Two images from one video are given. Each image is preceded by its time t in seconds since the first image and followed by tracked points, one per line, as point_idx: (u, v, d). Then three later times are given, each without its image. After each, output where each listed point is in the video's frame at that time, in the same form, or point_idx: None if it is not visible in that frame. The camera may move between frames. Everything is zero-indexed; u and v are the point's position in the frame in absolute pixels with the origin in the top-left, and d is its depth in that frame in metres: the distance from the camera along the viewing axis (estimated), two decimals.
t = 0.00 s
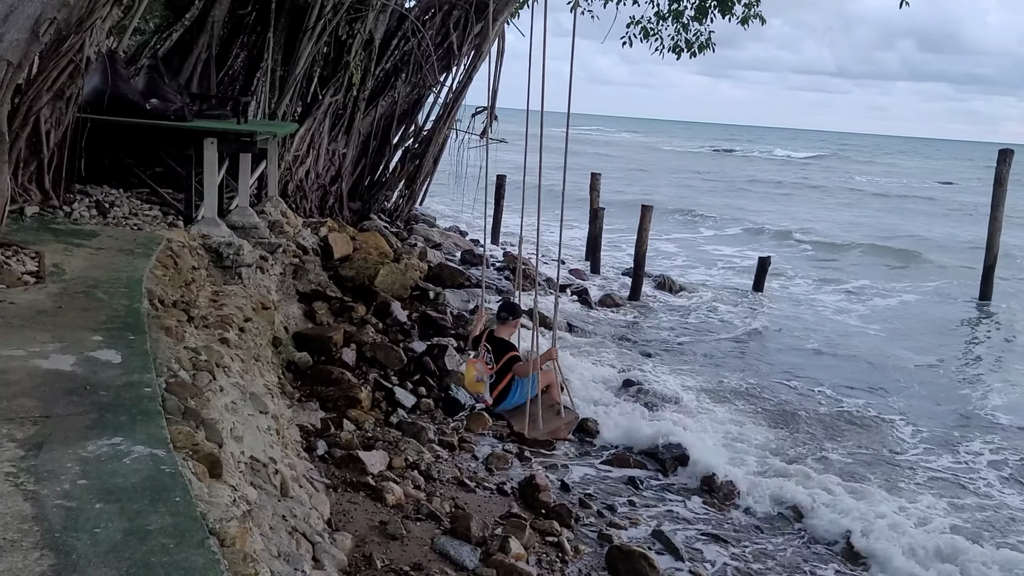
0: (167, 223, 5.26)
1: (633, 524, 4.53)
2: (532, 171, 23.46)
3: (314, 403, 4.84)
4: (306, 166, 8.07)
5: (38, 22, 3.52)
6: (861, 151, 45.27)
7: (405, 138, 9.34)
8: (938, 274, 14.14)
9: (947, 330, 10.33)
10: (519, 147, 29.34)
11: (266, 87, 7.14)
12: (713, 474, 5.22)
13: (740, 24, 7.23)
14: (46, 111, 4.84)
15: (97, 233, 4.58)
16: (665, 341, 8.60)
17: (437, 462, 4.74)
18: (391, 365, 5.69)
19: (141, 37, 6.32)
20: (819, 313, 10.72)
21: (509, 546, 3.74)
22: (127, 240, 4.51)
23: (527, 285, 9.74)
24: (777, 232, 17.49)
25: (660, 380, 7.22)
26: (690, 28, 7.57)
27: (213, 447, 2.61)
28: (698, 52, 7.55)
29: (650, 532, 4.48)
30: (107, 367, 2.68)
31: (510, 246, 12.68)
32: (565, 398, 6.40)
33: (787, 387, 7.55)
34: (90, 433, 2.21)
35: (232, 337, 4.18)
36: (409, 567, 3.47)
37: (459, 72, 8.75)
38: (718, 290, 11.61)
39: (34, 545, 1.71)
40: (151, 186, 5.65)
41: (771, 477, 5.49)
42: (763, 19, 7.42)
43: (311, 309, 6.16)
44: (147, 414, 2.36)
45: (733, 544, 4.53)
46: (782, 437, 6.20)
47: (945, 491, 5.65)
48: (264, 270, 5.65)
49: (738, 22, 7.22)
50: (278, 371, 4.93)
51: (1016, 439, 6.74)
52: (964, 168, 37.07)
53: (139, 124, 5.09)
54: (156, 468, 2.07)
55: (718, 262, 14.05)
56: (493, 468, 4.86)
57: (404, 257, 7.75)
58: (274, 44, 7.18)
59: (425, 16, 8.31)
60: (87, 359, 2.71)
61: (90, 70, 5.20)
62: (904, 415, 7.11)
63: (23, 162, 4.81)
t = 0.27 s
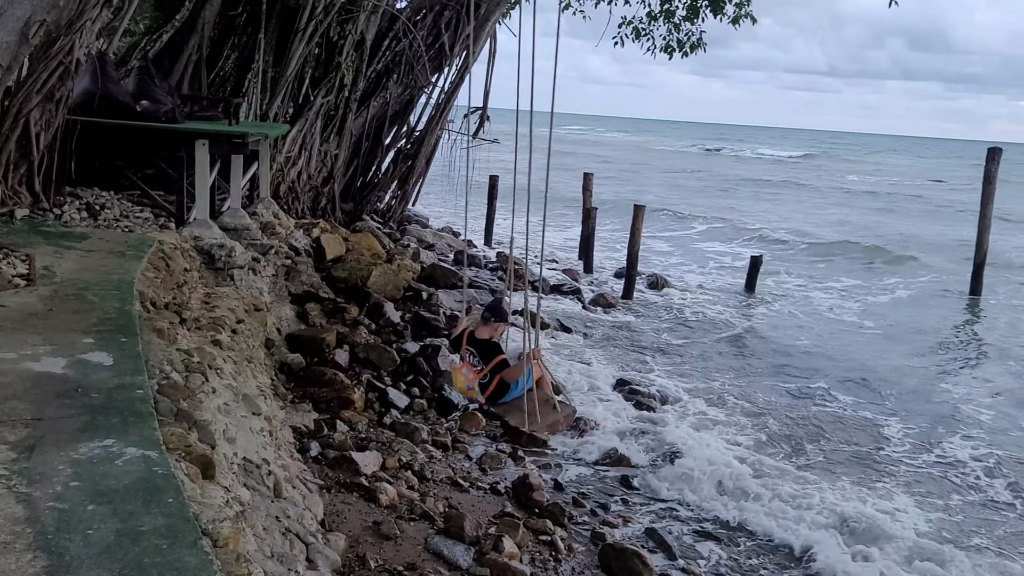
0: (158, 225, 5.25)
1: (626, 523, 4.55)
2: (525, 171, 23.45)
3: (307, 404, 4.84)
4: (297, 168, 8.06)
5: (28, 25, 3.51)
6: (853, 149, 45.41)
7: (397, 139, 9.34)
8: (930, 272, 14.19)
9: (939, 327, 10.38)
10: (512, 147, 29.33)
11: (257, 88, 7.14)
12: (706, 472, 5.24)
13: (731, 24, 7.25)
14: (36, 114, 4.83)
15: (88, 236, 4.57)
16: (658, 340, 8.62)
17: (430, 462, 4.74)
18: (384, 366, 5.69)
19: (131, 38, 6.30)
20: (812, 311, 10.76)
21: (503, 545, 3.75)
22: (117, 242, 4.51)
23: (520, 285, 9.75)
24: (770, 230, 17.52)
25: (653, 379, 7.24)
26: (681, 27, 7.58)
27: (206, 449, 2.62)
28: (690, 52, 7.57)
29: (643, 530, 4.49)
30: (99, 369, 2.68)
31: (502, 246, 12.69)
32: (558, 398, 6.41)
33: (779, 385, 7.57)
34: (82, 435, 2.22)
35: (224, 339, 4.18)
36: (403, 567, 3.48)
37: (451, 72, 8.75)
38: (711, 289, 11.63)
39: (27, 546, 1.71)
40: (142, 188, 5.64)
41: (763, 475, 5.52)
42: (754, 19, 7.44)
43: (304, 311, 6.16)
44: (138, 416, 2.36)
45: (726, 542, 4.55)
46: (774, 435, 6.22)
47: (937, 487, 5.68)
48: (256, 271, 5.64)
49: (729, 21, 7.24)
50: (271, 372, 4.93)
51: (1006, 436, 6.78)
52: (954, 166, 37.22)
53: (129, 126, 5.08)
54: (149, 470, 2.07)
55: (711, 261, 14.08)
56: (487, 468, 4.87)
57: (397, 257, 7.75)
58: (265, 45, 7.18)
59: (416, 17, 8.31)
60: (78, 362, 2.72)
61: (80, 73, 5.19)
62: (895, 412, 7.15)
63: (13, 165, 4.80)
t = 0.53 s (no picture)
0: (138, 228, 5.21)
1: (610, 522, 4.57)
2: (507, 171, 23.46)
3: (290, 407, 4.82)
4: (278, 169, 8.03)
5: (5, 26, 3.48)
6: (832, 148, 45.81)
7: (378, 140, 9.32)
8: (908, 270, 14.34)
9: (917, 324, 10.49)
10: (494, 147, 29.34)
11: (237, 89, 7.10)
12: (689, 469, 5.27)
13: (711, 25, 7.30)
14: (13, 116, 4.78)
15: (67, 239, 4.53)
16: (640, 339, 8.66)
17: (414, 464, 4.74)
18: (367, 367, 5.68)
19: (109, 40, 6.25)
20: (792, 309, 10.84)
21: (488, 545, 3.76)
22: (97, 245, 4.47)
23: (503, 286, 9.77)
24: (750, 229, 17.64)
25: (636, 378, 7.27)
26: (662, 28, 7.63)
27: (190, 452, 2.61)
28: (670, 52, 7.61)
29: (627, 529, 4.51)
30: (80, 373, 2.66)
31: (484, 247, 12.69)
32: (542, 398, 6.43)
33: (761, 383, 7.63)
34: (64, 439, 2.20)
35: (206, 342, 4.16)
36: (388, 568, 3.48)
37: (432, 73, 8.74)
38: (692, 288, 11.70)
39: (10, 550, 1.70)
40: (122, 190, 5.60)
41: (745, 471, 5.56)
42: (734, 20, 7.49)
43: (285, 313, 6.13)
44: (121, 419, 2.35)
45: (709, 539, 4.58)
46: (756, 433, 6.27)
47: (916, 483, 5.75)
48: (237, 274, 5.61)
49: (709, 22, 7.29)
50: (253, 375, 4.91)
51: (983, 431, 6.88)
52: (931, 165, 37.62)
53: (108, 128, 5.04)
54: (132, 473, 2.06)
55: (692, 261, 14.16)
56: (471, 469, 4.88)
57: (379, 259, 7.74)
58: (245, 46, 7.14)
59: (397, 18, 8.29)
60: (59, 366, 2.70)
61: (57, 74, 5.14)
62: (875, 409, 7.22)
63: None
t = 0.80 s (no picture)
0: (126, 231, 5.20)
1: (603, 520, 4.60)
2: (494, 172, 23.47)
3: (281, 409, 4.82)
4: (265, 172, 8.01)
5: None
6: (815, 146, 46.08)
7: (365, 141, 9.32)
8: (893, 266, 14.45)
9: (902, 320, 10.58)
10: (480, 147, 29.33)
11: (223, 91, 7.08)
12: (680, 466, 5.31)
13: (695, 25, 7.34)
14: None
15: (55, 243, 4.52)
16: (629, 338, 8.69)
17: (407, 464, 4.75)
18: (358, 369, 5.69)
19: (94, 43, 6.22)
20: (779, 306, 10.91)
21: (483, 544, 3.78)
22: (86, 249, 4.46)
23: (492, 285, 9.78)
24: (737, 227, 17.73)
25: (626, 377, 7.30)
26: (646, 28, 7.67)
27: (186, 454, 2.62)
28: (655, 52, 7.65)
29: (620, 527, 4.54)
30: (74, 377, 2.66)
31: (472, 247, 12.70)
32: (533, 397, 6.45)
33: (749, 379, 7.68)
34: (62, 443, 2.21)
35: (198, 345, 4.16)
36: (384, 568, 3.50)
37: (418, 74, 8.75)
38: (680, 287, 11.75)
39: (12, 555, 1.71)
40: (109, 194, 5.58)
41: (735, 467, 5.60)
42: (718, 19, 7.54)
43: (275, 315, 6.13)
44: (117, 423, 2.36)
45: (701, 535, 4.61)
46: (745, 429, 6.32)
47: (904, 477, 5.81)
48: (226, 277, 5.60)
49: (693, 22, 7.33)
50: (244, 377, 4.90)
51: (968, 425, 6.95)
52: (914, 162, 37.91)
53: (95, 132, 5.03)
54: (131, 476, 2.07)
55: (679, 259, 14.21)
56: (464, 469, 4.89)
57: (368, 260, 7.74)
58: (230, 48, 7.12)
59: (383, 19, 8.36)
60: (53, 370, 2.70)
61: (43, 78, 5.13)
62: (862, 404, 7.29)
63: None
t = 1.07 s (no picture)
0: (112, 236, 5.18)
1: (596, 516, 4.64)
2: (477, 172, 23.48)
3: (272, 411, 4.83)
4: (250, 174, 7.99)
5: None
6: (796, 143, 46.40)
7: (349, 143, 9.33)
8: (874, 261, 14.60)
9: (884, 314, 10.70)
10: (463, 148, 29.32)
11: (206, 94, 7.06)
12: (670, 462, 5.36)
13: (676, 24, 7.40)
14: None
15: (42, 248, 4.50)
16: (616, 336, 8.74)
17: (399, 464, 4.77)
18: (347, 370, 5.70)
19: (76, 47, 6.19)
20: (763, 302, 11.00)
21: (477, 541, 3.81)
22: (73, 254, 4.45)
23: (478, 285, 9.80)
24: (720, 224, 17.84)
25: (613, 374, 7.35)
26: (628, 27, 7.73)
27: (184, 457, 2.63)
28: (637, 51, 7.71)
29: (612, 522, 4.58)
30: (69, 382, 2.67)
31: (458, 247, 12.71)
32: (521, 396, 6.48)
33: (735, 375, 7.75)
34: (61, 447, 2.22)
35: (188, 348, 4.17)
36: (380, 567, 3.53)
37: (401, 75, 8.78)
38: (665, 284, 11.82)
39: (19, 558, 1.72)
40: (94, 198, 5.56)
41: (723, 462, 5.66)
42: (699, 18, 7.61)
43: (262, 318, 6.12)
44: (115, 427, 2.37)
45: (691, 529, 4.67)
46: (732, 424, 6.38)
47: (889, 469, 5.89)
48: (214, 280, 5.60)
49: (674, 21, 7.40)
50: (234, 380, 4.90)
51: (951, 417, 7.05)
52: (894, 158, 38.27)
53: (80, 137, 5.01)
54: (132, 479, 2.09)
55: (664, 257, 14.29)
56: (455, 468, 4.92)
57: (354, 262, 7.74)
58: (213, 51, 7.11)
59: (365, 20, 8.36)
60: (48, 375, 2.70)
61: (26, 83, 5.10)
62: (847, 398, 7.37)
63: None
